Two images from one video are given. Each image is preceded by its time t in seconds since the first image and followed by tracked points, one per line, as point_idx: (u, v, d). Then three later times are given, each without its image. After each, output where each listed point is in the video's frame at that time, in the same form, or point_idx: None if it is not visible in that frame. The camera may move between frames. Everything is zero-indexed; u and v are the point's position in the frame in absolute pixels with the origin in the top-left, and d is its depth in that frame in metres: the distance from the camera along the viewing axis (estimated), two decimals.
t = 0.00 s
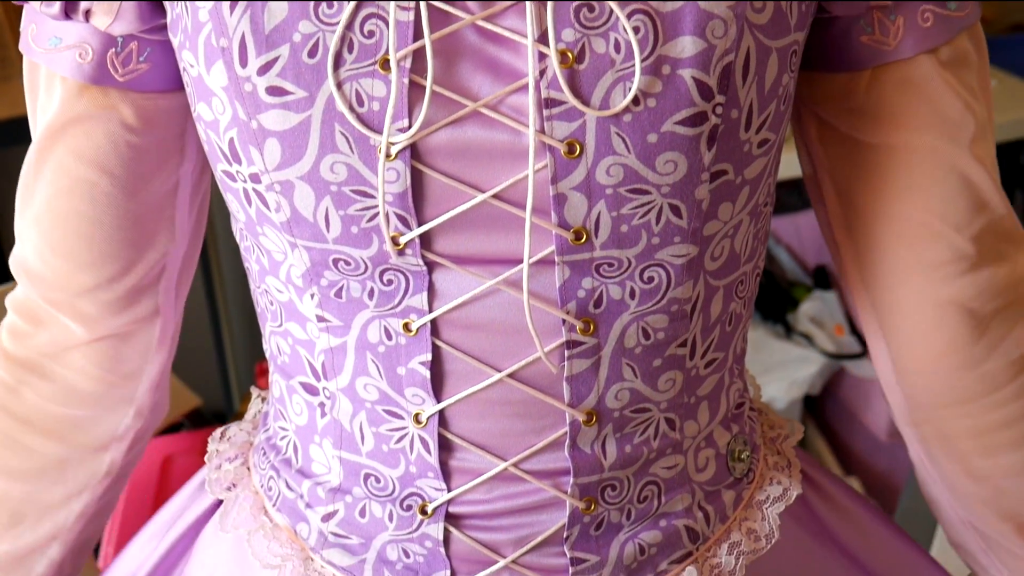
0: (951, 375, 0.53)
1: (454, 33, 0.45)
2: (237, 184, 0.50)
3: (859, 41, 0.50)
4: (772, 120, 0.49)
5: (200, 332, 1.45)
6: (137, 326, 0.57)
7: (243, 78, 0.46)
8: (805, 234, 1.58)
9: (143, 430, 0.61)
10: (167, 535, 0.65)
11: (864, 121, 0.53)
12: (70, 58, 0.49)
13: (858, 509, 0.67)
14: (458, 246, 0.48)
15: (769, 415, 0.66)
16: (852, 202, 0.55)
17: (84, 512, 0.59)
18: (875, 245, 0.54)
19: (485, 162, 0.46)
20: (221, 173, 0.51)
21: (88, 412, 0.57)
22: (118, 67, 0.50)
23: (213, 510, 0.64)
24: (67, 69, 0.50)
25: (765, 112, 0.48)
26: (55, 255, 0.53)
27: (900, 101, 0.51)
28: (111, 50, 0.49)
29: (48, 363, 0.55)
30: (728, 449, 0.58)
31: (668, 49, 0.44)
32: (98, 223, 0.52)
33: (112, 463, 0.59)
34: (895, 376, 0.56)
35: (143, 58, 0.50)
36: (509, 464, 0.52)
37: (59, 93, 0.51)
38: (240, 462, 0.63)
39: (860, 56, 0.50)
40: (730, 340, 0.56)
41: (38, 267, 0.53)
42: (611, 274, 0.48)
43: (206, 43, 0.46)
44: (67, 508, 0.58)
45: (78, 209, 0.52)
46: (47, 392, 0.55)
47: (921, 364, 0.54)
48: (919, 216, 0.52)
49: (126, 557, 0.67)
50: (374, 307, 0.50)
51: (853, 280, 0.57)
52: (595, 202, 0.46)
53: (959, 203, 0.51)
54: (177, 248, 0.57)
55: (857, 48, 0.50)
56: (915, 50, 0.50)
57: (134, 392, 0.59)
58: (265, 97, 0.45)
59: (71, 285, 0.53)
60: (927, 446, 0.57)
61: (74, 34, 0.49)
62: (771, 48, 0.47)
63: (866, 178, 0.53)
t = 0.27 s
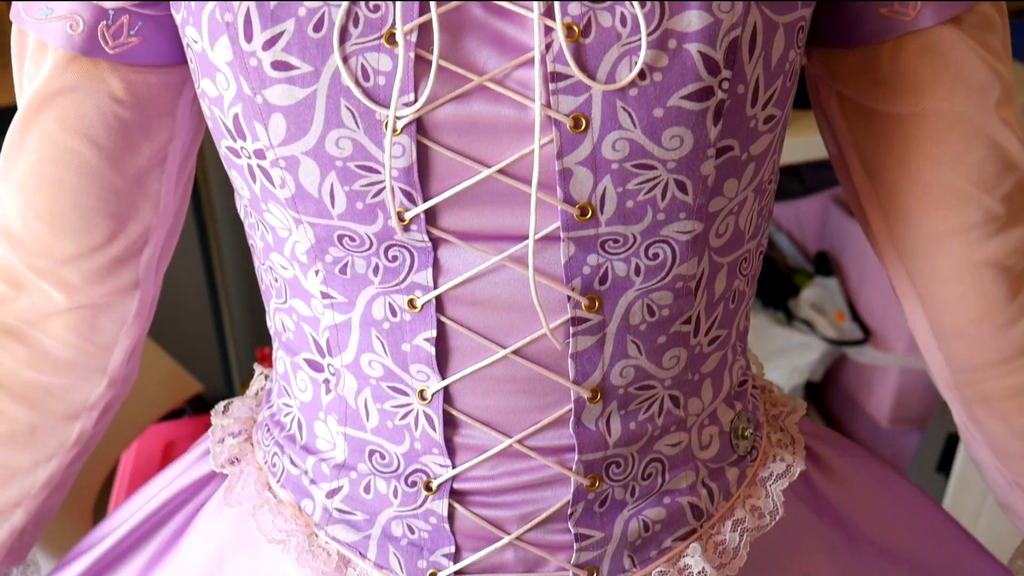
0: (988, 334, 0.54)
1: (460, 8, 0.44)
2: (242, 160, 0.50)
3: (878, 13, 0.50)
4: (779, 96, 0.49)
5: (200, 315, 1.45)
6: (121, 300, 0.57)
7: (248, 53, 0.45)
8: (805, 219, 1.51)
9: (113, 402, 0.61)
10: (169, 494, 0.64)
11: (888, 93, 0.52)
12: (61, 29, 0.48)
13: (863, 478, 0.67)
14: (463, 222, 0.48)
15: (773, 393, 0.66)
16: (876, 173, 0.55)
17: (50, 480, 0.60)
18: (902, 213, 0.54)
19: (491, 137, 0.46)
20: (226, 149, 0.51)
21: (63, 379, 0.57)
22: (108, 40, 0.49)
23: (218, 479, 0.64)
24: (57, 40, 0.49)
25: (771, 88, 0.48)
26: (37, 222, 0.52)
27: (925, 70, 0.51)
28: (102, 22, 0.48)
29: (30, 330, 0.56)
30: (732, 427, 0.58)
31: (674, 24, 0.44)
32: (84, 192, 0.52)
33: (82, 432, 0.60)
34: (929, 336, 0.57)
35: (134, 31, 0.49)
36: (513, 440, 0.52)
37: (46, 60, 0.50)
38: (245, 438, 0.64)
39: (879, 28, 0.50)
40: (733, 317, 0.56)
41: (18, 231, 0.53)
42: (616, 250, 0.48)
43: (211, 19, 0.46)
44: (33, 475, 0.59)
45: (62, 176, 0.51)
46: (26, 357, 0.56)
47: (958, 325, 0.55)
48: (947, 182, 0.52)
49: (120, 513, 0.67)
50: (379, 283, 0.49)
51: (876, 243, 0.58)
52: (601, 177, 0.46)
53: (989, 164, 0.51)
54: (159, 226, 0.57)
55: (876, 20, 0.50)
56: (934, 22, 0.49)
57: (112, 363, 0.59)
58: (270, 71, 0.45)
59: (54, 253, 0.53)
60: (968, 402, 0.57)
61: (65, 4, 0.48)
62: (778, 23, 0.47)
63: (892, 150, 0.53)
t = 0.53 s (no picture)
0: (981, 304, 0.55)
1: None
2: (244, 136, 0.50)
3: None
4: (784, 73, 0.49)
5: (202, 299, 1.44)
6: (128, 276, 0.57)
7: (250, 28, 0.45)
8: (807, 203, 1.52)
9: (122, 374, 0.62)
10: (177, 465, 0.64)
11: (880, 74, 0.51)
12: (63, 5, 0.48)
13: (864, 451, 0.67)
14: (467, 198, 0.48)
15: (775, 370, 0.66)
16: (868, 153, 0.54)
17: (54, 454, 0.60)
18: (892, 190, 0.54)
19: (494, 113, 0.46)
20: (227, 125, 0.51)
21: (75, 353, 0.58)
22: (111, 16, 0.48)
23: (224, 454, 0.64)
24: (59, 16, 0.48)
25: (776, 64, 0.48)
26: (48, 200, 0.52)
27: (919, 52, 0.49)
28: None
29: (42, 303, 0.56)
30: (734, 405, 0.58)
31: None
32: (95, 170, 0.52)
33: (89, 404, 0.60)
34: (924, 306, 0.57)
35: (137, 7, 0.48)
36: (516, 418, 0.52)
37: (54, 38, 0.49)
38: (246, 416, 0.63)
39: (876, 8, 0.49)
40: (737, 296, 0.56)
41: (29, 206, 0.53)
42: (621, 228, 0.48)
43: None
44: (39, 449, 0.59)
45: (71, 155, 0.51)
46: (35, 330, 0.56)
47: (950, 295, 0.55)
48: (940, 163, 0.51)
49: (116, 479, 0.66)
50: (382, 261, 0.49)
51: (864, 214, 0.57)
52: (605, 154, 0.46)
53: (981, 142, 0.50)
54: (172, 201, 0.57)
55: None
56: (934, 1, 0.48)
57: (124, 338, 0.60)
58: (273, 46, 0.45)
59: (66, 230, 0.53)
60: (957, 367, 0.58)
61: None
62: None
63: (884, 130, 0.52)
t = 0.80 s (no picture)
0: (981, 280, 0.55)
1: None
2: (242, 113, 0.50)
3: None
4: (787, 49, 0.49)
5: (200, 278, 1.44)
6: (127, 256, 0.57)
7: (249, 3, 0.45)
8: (808, 186, 1.51)
9: (121, 356, 0.62)
10: (177, 444, 0.64)
11: (881, 53, 0.50)
12: None
13: (863, 426, 0.67)
14: (468, 175, 0.47)
15: (776, 349, 0.66)
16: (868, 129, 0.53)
17: (55, 437, 0.60)
18: (893, 168, 0.53)
19: (496, 89, 0.45)
20: (226, 102, 0.51)
21: (74, 335, 0.57)
22: None
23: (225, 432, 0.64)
24: None
25: (779, 40, 0.48)
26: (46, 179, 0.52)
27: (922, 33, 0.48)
28: None
29: (40, 284, 0.56)
30: (735, 384, 0.58)
31: None
32: (93, 149, 0.51)
33: (90, 386, 0.60)
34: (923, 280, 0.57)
35: None
36: (517, 396, 0.51)
37: (49, 15, 0.49)
38: (245, 395, 0.63)
39: None
40: (738, 274, 0.55)
41: (28, 186, 0.52)
42: (623, 206, 0.48)
43: None
44: (39, 432, 0.59)
45: (69, 134, 0.51)
46: (34, 311, 0.56)
47: (951, 271, 0.55)
48: (939, 143, 0.50)
49: (116, 457, 0.66)
50: (382, 238, 0.49)
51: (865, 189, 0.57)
52: (607, 130, 0.46)
53: (983, 122, 0.50)
54: (170, 180, 0.56)
55: None
56: None
57: (122, 318, 0.59)
58: (272, 21, 0.44)
59: (64, 209, 0.53)
60: (957, 342, 0.58)
61: None
62: None
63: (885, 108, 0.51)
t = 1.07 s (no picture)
0: (985, 257, 0.55)
1: None
2: (239, 90, 0.49)
3: None
4: (788, 25, 0.49)
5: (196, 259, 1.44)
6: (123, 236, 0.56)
7: None
8: (811, 171, 1.51)
9: (113, 338, 0.61)
10: (175, 424, 0.64)
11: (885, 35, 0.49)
12: None
13: (861, 405, 0.67)
14: (466, 153, 0.47)
15: (777, 328, 0.66)
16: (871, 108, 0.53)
17: (48, 419, 0.61)
18: (896, 146, 0.53)
19: (495, 65, 0.45)
20: (222, 79, 0.50)
21: (65, 317, 0.57)
22: None
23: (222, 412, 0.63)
24: None
25: (781, 15, 0.48)
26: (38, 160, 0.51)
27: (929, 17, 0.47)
28: None
29: (31, 265, 0.55)
30: (734, 362, 0.58)
31: None
32: (83, 128, 0.50)
33: (82, 368, 0.60)
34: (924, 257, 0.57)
35: None
36: (516, 375, 0.51)
37: None
38: (241, 375, 0.63)
39: None
40: (738, 252, 0.55)
41: (19, 165, 0.52)
42: (622, 183, 0.47)
43: None
44: (33, 415, 0.60)
45: (60, 111, 0.49)
46: (26, 293, 0.56)
47: (955, 250, 0.55)
48: (944, 122, 0.50)
49: (115, 438, 0.65)
50: (380, 217, 0.49)
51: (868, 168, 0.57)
52: (607, 107, 0.45)
53: (988, 102, 0.49)
54: (163, 158, 0.55)
55: None
56: None
57: (115, 300, 0.59)
58: None
59: (57, 189, 0.52)
60: (960, 321, 0.59)
61: None
62: None
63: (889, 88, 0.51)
